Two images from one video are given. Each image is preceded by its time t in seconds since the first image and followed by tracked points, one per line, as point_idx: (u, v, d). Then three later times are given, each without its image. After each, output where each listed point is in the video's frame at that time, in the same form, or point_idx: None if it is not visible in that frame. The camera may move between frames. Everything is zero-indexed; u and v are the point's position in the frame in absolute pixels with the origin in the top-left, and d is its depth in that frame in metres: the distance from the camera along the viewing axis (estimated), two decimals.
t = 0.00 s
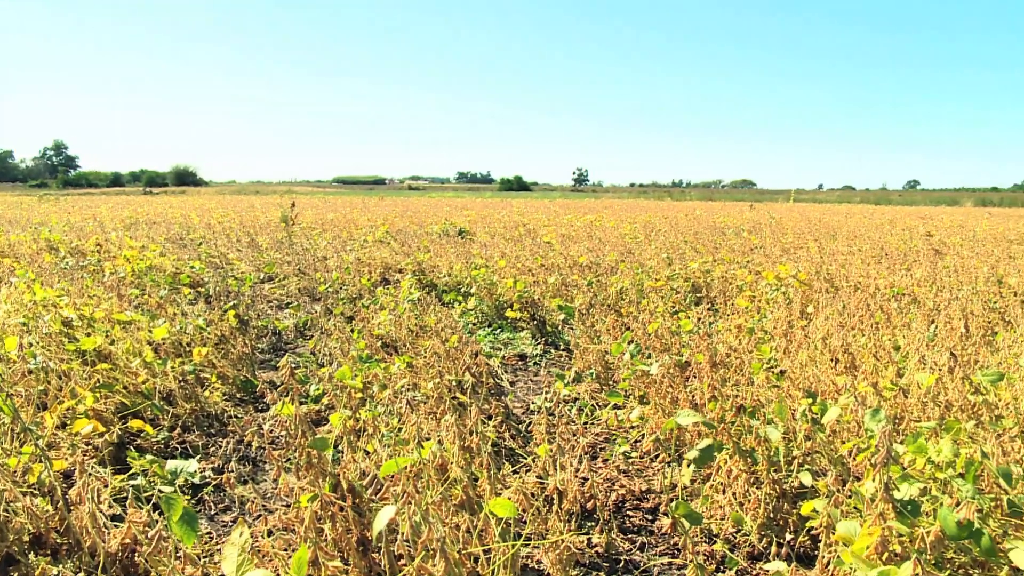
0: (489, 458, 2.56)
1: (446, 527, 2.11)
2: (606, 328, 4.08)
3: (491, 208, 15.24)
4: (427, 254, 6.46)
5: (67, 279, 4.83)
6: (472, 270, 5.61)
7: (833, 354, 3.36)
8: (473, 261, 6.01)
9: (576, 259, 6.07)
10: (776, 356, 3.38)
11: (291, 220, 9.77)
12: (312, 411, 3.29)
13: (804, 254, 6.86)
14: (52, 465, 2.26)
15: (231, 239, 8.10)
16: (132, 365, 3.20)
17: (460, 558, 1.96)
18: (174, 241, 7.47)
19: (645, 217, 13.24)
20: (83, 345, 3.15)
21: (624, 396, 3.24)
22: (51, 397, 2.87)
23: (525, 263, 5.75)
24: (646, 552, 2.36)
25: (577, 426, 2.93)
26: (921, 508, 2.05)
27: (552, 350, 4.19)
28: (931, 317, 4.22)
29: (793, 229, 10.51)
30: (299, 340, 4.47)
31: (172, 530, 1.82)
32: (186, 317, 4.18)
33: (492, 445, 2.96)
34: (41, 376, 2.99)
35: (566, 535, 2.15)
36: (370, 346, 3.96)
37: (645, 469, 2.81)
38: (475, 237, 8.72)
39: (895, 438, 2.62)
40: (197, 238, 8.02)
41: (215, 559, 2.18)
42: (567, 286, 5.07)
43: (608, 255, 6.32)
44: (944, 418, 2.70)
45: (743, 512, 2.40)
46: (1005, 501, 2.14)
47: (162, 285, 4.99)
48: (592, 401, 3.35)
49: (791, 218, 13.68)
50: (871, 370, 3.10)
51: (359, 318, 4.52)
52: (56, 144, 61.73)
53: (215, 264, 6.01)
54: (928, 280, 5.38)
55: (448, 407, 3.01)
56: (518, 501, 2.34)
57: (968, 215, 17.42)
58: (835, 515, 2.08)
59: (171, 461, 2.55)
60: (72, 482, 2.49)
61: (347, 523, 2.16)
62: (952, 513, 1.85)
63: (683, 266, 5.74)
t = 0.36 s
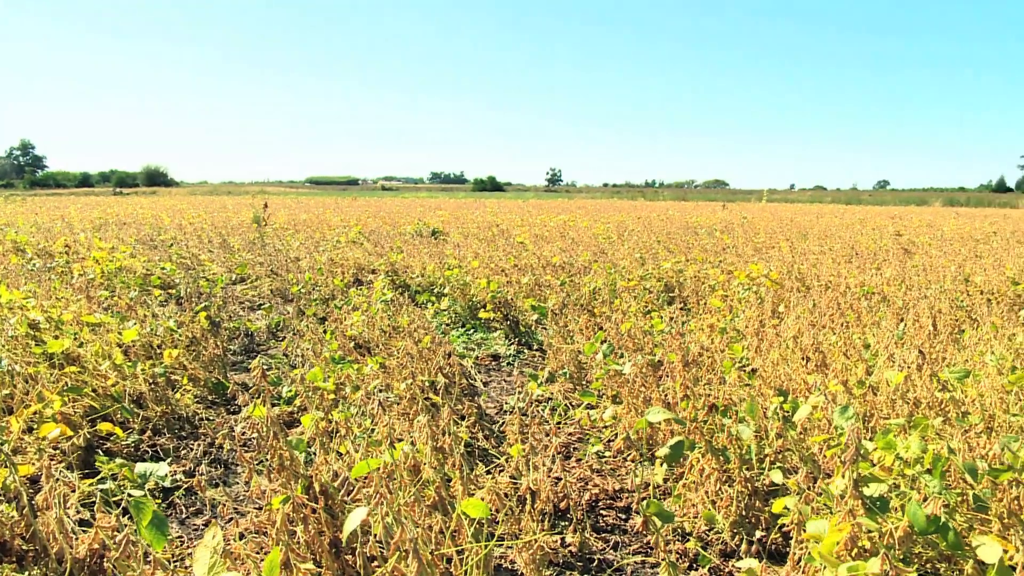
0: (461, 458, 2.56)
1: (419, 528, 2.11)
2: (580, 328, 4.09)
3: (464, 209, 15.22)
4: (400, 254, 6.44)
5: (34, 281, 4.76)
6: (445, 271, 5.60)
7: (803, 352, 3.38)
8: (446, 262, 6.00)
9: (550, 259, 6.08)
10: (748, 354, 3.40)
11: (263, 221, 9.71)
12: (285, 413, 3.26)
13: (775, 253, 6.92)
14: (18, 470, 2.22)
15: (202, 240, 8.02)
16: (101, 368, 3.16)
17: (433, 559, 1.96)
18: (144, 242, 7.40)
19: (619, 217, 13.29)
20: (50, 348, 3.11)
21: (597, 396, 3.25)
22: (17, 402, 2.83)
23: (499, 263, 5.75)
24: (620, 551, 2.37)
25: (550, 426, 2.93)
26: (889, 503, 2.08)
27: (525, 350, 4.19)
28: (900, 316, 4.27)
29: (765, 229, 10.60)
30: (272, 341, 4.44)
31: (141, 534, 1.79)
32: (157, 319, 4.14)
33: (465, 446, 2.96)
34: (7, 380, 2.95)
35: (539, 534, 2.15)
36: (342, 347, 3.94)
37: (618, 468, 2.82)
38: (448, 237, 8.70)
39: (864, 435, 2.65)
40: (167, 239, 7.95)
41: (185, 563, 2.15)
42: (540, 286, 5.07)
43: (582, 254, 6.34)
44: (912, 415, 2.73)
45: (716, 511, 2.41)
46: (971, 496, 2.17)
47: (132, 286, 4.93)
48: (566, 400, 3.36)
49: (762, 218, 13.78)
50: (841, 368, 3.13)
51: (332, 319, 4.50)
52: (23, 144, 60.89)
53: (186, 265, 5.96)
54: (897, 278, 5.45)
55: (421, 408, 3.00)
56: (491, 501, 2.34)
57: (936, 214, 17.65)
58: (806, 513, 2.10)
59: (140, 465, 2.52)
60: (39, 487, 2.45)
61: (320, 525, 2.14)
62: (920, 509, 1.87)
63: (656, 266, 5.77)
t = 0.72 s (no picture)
0: (436, 459, 2.55)
1: (394, 530, 2.10)
2: (554, 328, 4.10)
3: (439, 209, 15.18)
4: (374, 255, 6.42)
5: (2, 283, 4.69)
6: (420, 271, 5.59)
7: (776, 351, 3.41)
8: (421, 262, 5.98)
9: (525, 259, 6.08)
10: (721, 353, 3.42)
11: (236, 221, 9.64)
12: (258, 415, 3.24)
13: (748, 253, 6.96)
14: None
15: (174, 241, 7.95)
16: (71, 371, 3.11)
17: (407, 560, 1.95)
18: (114, 243, 7.32)
19: (593, 217, 13.31)
20: (19, 351, 3.06)
21: (572, 396, 3.25)
22: None
23: (473, 263, 5.74)
24: (595, 550, 2.37)
25: (525, 426, 2.93)
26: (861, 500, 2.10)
27: (500, 350, 4.19)
28: (871, 314, 4.31)
29: (738, 229, 10.66)
30: (245, 342, 4.41)
31: (111, 539, 1.76)
32: (128, 321, 4.09)
33: (440, 447, 2.95)
34: None
35: (514, 534, 2.15)
36: (316, 348, 3.92)
37: (593, 468, 2.82)
38: (423, 237, 8.68)
39: (835, 433, 2.67)
40: (138, 240, 7.86)
41: (157, 567, 2.13)
42: (515, 286, 5.07)
43: (556, 254, 6.35)
44: (883, 412, 2.76)
45: (690, 509, 2.42)
46: (940, 492, 2.19)
47: (103, 288, 4.87)
48: (540, 400, 3.36)
49: (735, 218, 13.85)
50: (813, 366, 3.15)
51: (306, 320, 4.47)
52: None
53: (158, 266, 5.90)
54: (868, 277, 5.50)
55: (396, 409, 2.99)
56: (465, 501, 2.34)
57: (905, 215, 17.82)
58: (779, 510, 2.11)
59: (111, 468, 2.49)
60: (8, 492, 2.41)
61: (294, 527, 2.13)
62: (891, 505, 1.89)
63: (630, 266, 5.79)
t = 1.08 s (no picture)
0: (414, 459, 2.54)
1: (372, 530, 2.09)
2: (533, 327, 4.10)
3: (418, 209, 15.15)
4: (353, 255, 6.40)
5: None
6: (398, 271, 5.57)
7: (753, 349, 3.43)
8: (399, 262, 5.96)
9: (503, 259, 6.08)
10: (699, 352, 3.43)
11: (213, 221, 9.56)
12: (235, 416, 3.22)
13: (726, 252, 7.00)
14: None
15: (150, 241, 7.87)
16: (44, 373, 3.08)
17: (386, 561, 1.94)
18: (89, 244, 7.24)
19: (573, 217, 13.33)
20: None
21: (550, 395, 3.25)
22: None
23: (452, 263, 5.73)
24: (574, 549, 2.38)
25: (503, 425, 2.92)
26: (837, 496, 2.11)
27: (479, 350, 4.19)
28: (847, 313, 4.34)
29: (717, 228, 10.71)
30: (222, 343, 4.38)
31: (86, 543, 1.74)
32: (103, 321, 4.05)
33: (419, 447, 2.94)
34: None
35: (493, 534, 2.15)
36: (294, 349, 3.90)
37: (571, 467, 2.83)
38: (401, 237, 8.66)
39: (812, 430, 2.69)
40: (113, 240, 7.79)
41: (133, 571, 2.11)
42: (493, 286, 5.07)
43: (535, 254, 6.35)
44: (859, 409, 2.78)
45: (668, 507, 2.43)
46: (915, 488, 2.22)
47: (77, 289, 4.82)
48: (519, 400, 3.36)
49: (713, 217, 13.92)
50: (790, 365, 3.17)
51: (283, 321, 4.44)
52: None
53: (133, 266, 5.84)
54: (844, 276, 5.55)
55: (374, 409, 2.98)
56: (444, 501, 2.33)
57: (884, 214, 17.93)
58: (756, 507, 2.12)
59: (86, 471, 2.47)
60: None
61: (272, 528, 2.12)
62: (865, 502, 1.91)
63: (609, 265, 5.80)
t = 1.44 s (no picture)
0: (394, 459, 2.53)
1: (353, 531, 2.09)
2: (513, 327, 4.10)
3: (399, 209, 15.12)
4: (333, 254, 6.37)
5: None
6: (379, 270, 5.55)
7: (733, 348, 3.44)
8: (380, 262, 5.94)
9: (484, 259, 6.08)
10: (679, 350, 3.44)
11: (192, 221, 9.50)
12: (214, 416, 3.20)
13: (706, 251, 7.02)
14: None
15: (128, 241, 7.81)
16: (20, 374, 3.04)
17: (367, 561, 1.94)
18: (66, 244, 7.17)
19: (554, 216, 13.34)
20: None
21: (531, 394, 3.25)
22: None
23: (432, 263, 5.72)
24: (555, 548, 2.38)
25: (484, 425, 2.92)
26: (816, 494, 2.12)
27: (459, 350, 4.18)
28: (826, 311, 4.37)
29: (697, 227, 10.76)
30: (202, 344, 4.35)
31: (61, 547, 1.72)
32: (80, 322, 4.01)
33: (399, 447, 2.94)
34: None
35: (474, 534, 2.15)
36: (274, 349, 3.88)
37: (552, 466, 2.83)
38: (381, 237, 8.64)
39: (791, 428, 2.70)
40: (90, 240, 7.72)
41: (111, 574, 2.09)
42: (474, 286, 5.06)
43: (515, 254, 6.34)
44: (837, 407, 2.79)
45: (649, 505, 2.44)
46: (892, 484, 2.23)
47: (54, 290, 4.77)
48: (500, 400, 3.36)
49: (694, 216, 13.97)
50: (769, 363, 3.19)
51: (263, 321, 4.41)
52: None
53: (111, 266, 5.79)
54: (823, 274, 5.58)
55: (354, 409, 2.97)
56: (424, 501, 2.33)
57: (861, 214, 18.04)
58: (736, 505, 2.13)
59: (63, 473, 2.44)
60: None
61: (251, 530, 2.11)
62: (844, 499, 1.92)
63: (589, 264, 5.81)
